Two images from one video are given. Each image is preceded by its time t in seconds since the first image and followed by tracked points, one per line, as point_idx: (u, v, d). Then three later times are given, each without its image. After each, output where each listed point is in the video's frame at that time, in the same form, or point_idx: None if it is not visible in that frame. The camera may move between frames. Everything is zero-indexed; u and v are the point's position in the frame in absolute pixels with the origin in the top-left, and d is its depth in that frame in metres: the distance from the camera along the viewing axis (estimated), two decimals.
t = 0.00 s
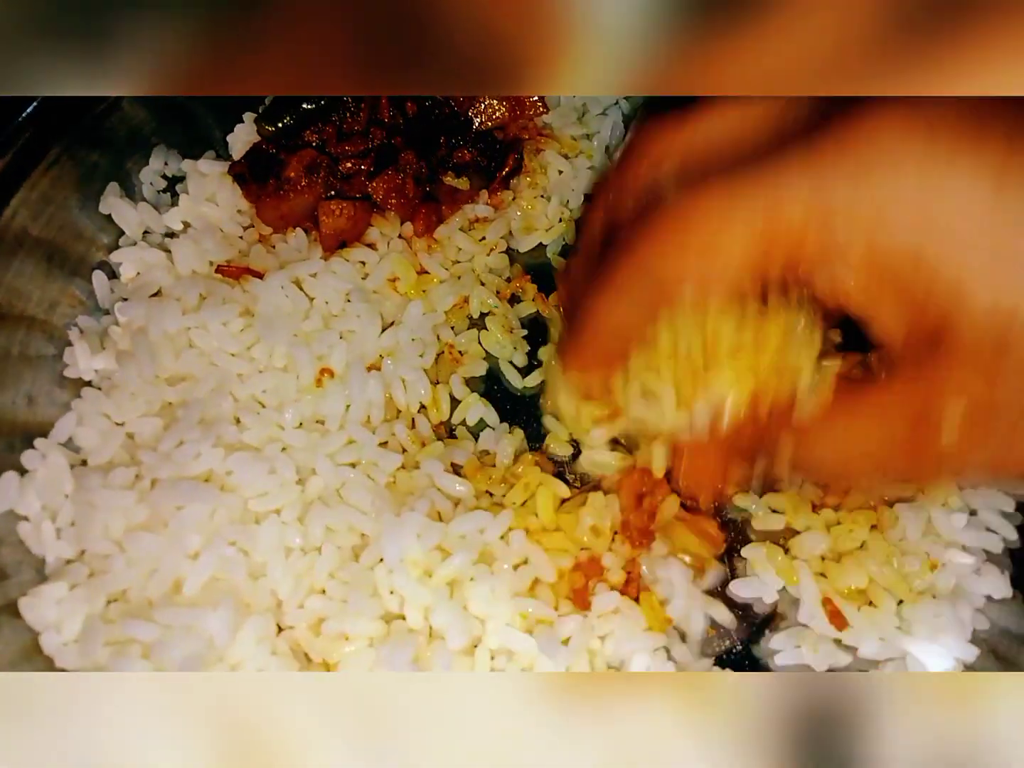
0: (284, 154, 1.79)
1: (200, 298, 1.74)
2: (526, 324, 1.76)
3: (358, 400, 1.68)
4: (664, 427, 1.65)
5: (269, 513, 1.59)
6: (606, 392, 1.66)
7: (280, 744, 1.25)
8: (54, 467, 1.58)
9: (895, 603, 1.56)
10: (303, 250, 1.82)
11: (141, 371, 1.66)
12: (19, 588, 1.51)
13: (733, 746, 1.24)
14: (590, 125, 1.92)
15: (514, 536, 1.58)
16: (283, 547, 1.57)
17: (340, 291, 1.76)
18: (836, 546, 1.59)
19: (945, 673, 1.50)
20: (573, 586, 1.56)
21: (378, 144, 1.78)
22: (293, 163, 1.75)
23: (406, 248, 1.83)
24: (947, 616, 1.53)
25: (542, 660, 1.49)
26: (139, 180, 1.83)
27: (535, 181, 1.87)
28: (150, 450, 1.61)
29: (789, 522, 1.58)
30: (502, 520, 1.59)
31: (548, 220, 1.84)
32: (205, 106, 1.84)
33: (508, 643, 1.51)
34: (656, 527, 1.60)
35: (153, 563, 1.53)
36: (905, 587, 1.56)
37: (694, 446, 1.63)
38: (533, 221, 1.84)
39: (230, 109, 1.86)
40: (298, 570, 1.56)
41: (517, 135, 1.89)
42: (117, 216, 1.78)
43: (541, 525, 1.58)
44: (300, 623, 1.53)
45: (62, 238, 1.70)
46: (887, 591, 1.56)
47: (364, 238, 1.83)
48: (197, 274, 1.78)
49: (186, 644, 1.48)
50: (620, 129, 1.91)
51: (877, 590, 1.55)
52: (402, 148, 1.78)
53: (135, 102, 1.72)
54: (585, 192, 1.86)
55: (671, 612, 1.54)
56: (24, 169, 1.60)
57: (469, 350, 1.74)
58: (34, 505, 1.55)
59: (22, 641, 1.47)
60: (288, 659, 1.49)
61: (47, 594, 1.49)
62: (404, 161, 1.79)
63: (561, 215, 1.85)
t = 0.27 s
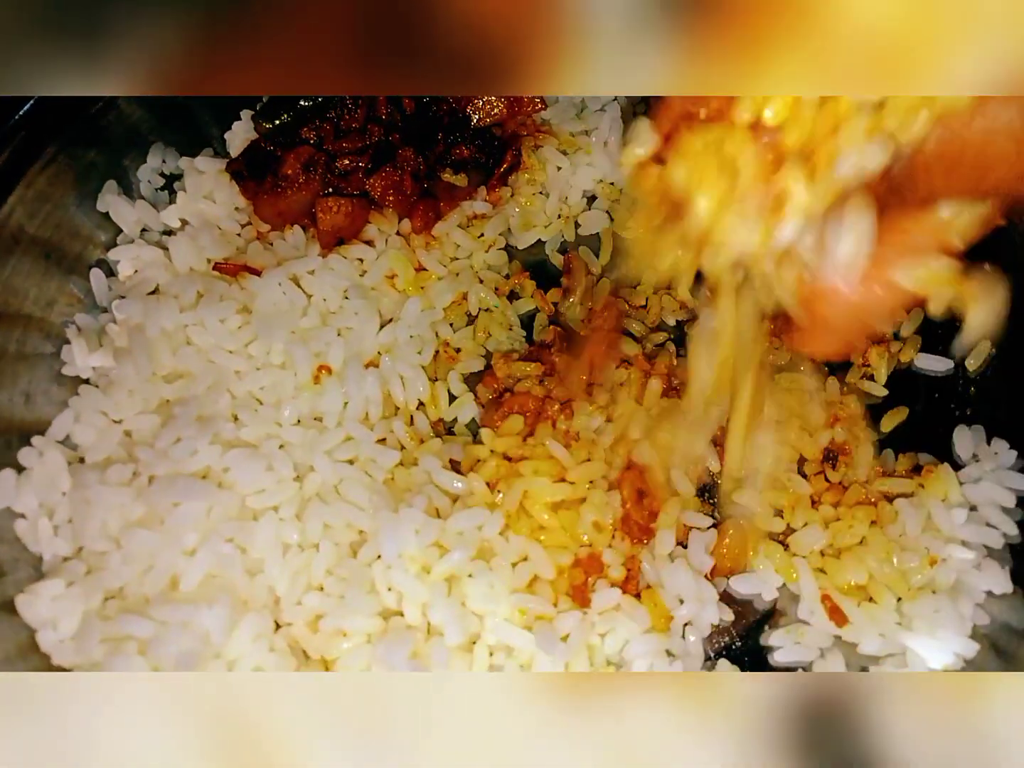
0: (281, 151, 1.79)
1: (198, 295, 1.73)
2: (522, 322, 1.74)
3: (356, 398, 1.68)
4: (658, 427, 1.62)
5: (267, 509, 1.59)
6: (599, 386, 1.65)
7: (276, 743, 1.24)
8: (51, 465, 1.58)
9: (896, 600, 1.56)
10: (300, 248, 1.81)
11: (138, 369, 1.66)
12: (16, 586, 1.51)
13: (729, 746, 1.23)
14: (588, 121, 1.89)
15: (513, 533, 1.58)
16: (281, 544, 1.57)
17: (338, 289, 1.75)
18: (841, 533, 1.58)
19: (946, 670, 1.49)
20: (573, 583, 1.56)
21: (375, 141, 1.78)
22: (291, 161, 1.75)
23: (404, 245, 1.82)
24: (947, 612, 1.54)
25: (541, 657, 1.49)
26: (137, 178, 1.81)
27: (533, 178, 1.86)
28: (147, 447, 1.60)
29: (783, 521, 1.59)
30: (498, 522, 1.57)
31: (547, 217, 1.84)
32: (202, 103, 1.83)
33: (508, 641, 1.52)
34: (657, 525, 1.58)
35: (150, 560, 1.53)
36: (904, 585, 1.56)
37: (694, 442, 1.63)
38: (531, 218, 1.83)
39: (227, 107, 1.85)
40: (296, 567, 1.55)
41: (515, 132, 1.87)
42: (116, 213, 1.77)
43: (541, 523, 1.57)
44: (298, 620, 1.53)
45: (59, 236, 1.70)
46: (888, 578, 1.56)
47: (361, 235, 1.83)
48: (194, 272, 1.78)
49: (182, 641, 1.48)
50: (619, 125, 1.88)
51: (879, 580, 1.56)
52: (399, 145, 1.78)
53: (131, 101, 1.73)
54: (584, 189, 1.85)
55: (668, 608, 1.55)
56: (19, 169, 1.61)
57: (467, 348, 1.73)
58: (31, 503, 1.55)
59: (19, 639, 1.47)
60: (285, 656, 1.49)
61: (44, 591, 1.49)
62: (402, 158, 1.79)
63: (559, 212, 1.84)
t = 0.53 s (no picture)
0: (277, 149, 1.79)
1: (193, 293, 1.73)
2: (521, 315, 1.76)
3: (352, 396, 1.67)
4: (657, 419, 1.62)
5: (263, 506, 1.59)
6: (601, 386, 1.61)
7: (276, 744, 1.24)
8: (47, 463, 1.58)
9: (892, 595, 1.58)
10: (296, 245, 1.82)
11: (134, 367, 1.66)
12: (12, 583, 1.51)
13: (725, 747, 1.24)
14: (583, 118, 1.90)
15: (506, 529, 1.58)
16: (277, 541, 1.57)
17: (334, 286, 1.75)
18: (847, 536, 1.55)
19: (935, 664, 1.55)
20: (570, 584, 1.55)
21: (370, 139, 1.78)
22: (286, 158, 1.75)
23: (399, 242, 1.82)
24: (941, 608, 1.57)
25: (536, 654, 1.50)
26: (132, 177, 1.81)
27: (528, 174, 1.87)
28: (143, 445, 1.60)
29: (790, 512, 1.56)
30: (492, 516, 1.57)
31: (543, 214, 1.85)
32: (198, 101, 1.83)
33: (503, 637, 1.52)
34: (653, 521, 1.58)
35: (146, 557, 1.52)
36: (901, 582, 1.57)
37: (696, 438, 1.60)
38: (527, 215, 1.84)
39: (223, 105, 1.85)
40: (292, 564, 1.56)
41: (510, 129, 1.88)
42: (110, 211, 1.77)
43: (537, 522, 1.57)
44: (295, 616, 1.54)
45: (54, 234, 1.70)
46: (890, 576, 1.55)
47: (357, 233, 1.83)
48: (190, 269, 1.78)
49: (178, 637, 1.48)
50: (615, 122, 1.89)
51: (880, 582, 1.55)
52: (394, 143, 1.78)
53: (128, 100, 1.73)
54: (579, 186, 1.85)
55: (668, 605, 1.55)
56: (13, 167, 1.60)
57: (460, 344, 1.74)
58: (27, 500, 1.55)
59: (15, 636, 1.47)
60: (282, 653, 1.50)
61: (40, 589, 1.49)
62: (397, 155, 1.78)
63: (555, 209, 1.85)
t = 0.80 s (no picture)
0: (280, 153, 1.80)
1: (196, 296, 1.75)
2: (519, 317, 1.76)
3: (352, 400, 1.68)
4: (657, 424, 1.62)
5: (265, 508, 1.60)
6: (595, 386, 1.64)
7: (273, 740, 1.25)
8: (50, 464, 1.59)
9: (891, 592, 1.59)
10: (299, 250, 1.83)
11: (136, 369, 1.67)
12: (14, 583, 1.51)
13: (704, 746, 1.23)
14: (584, 125, 1.91)
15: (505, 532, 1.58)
16: (278, 542, 1.58)
17: (335, 290, 1.76)
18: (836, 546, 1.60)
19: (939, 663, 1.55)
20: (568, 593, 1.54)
21: (373, 144, 1.79)
22: (289, 163, 1.77)
23: (401, 247, 1.83)
24: (944, 606, 1.58)
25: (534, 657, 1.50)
26: (135, 181, 1.84)
27: (529, 180, 1.88)
28: (145, 447, 1.61)
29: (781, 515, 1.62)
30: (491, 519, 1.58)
31: (543, 219, 1.86)
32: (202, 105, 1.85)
33: (500, 642, 1.52)
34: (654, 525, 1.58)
35: (148, 558, 1.53)
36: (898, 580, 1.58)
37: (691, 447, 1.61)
38: (528, 219, 1.86)
39: (227, 109, 1.87)
40: (293, 566, 1.57)
41: (511, 135, 1.89)
42: (113, 216, 1.79)
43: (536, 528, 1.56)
44: (295, 618, 1.54)
45: (57, 236, 1.70)
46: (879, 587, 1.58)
47: (359, 237, 1.84)
48: (193, 273, 1.79)
49: (180, 637, 1.47)
50: (616, 127, 1.90)
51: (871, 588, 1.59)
52: (396, 148, 1.80)
53: (131, 101, 1.73)
54: (579, 191, 1.87)
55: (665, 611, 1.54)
56: (18, 170, 1.61)
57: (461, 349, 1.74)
58: (30, 501, 1.56)
59: (17, 636, 1.48)
60: (282, 654, 1.50)
61: (43, 589, 1.50)
62: (399, 160, 1.80)
63: (555, 214, 1.86)
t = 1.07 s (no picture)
0: (281, 156, 1.82)
1: (197, 297, 1.76)
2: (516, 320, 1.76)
3: (350, 400, 1.69)
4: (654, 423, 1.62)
5: (265, 509, 1.61)
6: (579, 380, 1.68)
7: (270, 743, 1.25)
8: (52, 465, 1.60)
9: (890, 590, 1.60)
10: (299, 250, 1.83)
11: (138, 370, 1.68)
12: (16, 584, 1.52)
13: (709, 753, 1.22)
14: (582, 127, 1.94)
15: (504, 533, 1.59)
16: (279, 543, 1.59)
17: (335, 290, 1.77)
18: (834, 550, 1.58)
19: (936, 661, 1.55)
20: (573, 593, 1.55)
21: (373, 146, 1.82)
22: (290, 166, 1.80)
23: (400, 248, 1.83)
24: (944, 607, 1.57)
25: (537, 657, 1.49)
26: (136, 183, 1.84)
27: (528, 182, 1.89)
28: (147, 448, 1.62)
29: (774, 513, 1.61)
30: (491, 521, 1.59)
31: (542, 220, 1.87)
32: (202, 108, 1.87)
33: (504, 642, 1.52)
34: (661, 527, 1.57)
35: (150, 559, 1.54)
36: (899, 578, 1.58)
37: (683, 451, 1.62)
38: (527, 222, 1.86)
39: (228, 113, 1.89)
40: (294, 566, 1.57)
41: (510, 138, 1.92)
42: (114, 217, 1.79)
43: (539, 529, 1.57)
44: (296, 618, 1.54)
45: (59, 238, 1.71)
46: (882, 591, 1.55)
47: (359, 239, 1.84)
48: (194, 274, 1.80)
49: (182, 638, 1.48)
50: (613, 131, 1.93)
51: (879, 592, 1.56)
52: (396, 151, 1.83)
53: (131, 105, 1.75)
54: (577, 192, 1.88)
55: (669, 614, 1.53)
56: (22, 172, 1.61)
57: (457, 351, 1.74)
58: (32, 502, 1.57)
59: (19, 637, 1.48)
60: (284, 654, 1.50)
61: (45, 590, 1.50)
62: (399, 163, 1.83)
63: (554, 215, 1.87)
